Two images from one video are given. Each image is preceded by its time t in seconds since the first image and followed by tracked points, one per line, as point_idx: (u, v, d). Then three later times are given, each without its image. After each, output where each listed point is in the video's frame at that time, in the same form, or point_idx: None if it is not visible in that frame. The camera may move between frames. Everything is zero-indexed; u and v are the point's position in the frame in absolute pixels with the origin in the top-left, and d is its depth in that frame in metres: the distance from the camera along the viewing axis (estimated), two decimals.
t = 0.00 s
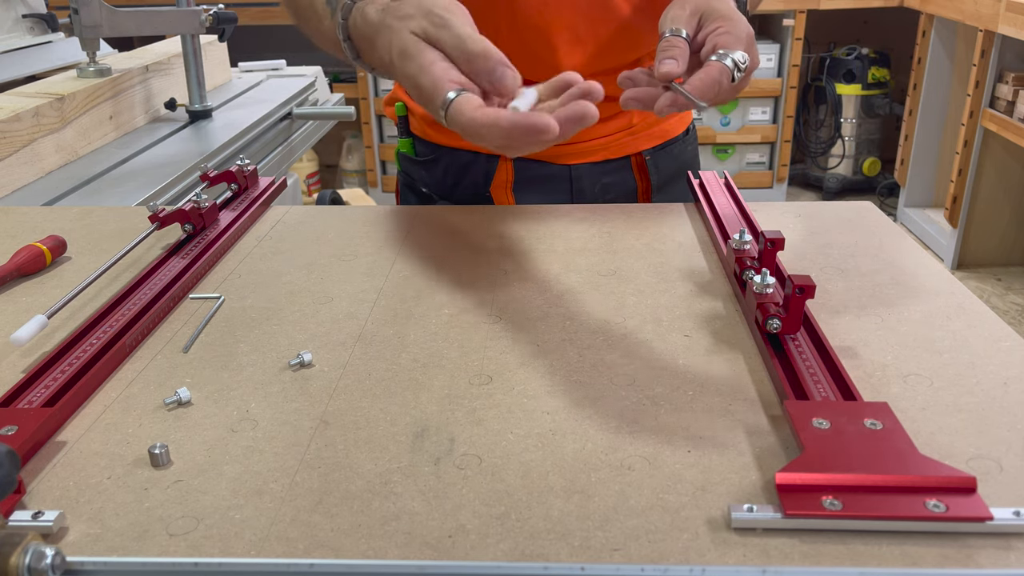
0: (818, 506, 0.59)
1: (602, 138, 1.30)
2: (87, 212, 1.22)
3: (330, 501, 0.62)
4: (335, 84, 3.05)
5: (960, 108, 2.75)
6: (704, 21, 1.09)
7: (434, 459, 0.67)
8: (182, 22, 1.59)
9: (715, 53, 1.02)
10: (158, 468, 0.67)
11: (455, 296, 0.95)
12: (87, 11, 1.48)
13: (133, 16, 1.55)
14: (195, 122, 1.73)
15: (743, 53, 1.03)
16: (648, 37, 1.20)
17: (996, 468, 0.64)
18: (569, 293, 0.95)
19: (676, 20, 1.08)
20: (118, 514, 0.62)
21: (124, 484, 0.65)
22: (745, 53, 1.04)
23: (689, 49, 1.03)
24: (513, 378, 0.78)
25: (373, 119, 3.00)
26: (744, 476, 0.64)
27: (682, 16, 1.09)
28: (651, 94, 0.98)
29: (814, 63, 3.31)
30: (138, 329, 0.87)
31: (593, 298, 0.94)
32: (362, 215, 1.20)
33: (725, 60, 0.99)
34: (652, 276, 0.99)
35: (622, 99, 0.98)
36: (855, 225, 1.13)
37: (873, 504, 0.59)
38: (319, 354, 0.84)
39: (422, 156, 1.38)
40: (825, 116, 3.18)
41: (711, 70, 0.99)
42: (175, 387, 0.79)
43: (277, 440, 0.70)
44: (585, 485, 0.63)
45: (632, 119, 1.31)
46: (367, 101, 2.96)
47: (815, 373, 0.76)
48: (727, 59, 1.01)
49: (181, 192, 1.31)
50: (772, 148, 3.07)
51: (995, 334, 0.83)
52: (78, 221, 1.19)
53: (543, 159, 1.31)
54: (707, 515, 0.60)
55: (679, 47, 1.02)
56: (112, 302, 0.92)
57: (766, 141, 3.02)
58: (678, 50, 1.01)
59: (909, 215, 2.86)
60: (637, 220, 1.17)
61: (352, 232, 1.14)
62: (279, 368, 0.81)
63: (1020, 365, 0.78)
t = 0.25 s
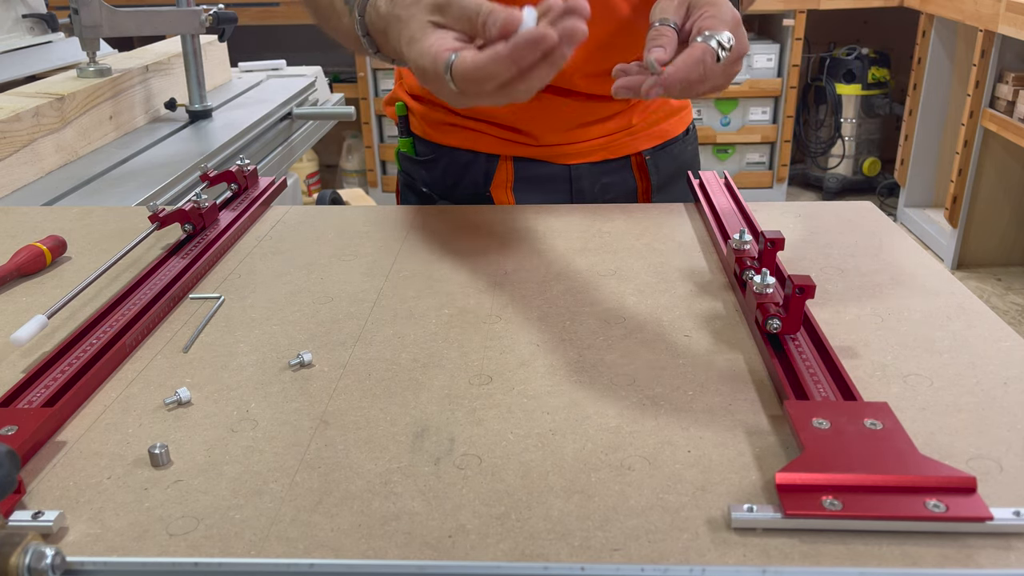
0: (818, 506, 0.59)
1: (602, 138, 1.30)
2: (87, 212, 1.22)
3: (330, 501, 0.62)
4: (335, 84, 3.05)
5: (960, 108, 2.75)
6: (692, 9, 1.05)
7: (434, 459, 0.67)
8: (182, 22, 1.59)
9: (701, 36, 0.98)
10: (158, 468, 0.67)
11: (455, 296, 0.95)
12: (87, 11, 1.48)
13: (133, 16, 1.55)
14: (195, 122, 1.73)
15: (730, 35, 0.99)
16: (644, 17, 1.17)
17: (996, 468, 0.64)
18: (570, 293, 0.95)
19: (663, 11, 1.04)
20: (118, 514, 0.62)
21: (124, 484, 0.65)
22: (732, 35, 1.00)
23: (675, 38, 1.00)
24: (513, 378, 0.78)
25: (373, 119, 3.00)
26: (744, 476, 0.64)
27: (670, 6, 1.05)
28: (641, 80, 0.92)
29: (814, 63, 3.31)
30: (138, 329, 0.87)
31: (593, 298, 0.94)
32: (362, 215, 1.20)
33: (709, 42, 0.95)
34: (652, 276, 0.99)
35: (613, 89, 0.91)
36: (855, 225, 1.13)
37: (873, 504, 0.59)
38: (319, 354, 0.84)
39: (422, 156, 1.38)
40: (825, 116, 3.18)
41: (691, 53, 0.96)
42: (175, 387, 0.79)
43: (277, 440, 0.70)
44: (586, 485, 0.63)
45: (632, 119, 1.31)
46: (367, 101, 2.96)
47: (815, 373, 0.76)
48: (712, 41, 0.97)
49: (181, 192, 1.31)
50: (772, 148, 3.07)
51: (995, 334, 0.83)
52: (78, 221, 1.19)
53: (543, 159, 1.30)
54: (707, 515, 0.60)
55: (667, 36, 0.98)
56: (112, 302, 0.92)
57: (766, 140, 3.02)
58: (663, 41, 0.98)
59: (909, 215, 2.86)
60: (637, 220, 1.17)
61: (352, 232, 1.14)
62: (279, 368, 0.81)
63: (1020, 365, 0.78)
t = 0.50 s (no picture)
0: (818, 506, 0.59)
1: (606, 138, 1.30)
2: (87, 212, 1.22)
3: (330, 501, 0.62)
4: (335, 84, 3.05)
5: (960, 108, 2.75)
6: None
7: (434, 459, 0.67)
8: (182, 22, 1.59)
9: None
10: (158, 468, 0.67)
11: (455, 295, 0.95)
12: (87, 11, 1.48)
13: (133, 16, 1.55)
14: (195, 122, 1.73)
15: None
16: (644, 1, 1.14)
17: (996, 468, 0.64)
18: (569, 293, 0.95)
19: None
20: (118, 514, 0.62)
21: (125, 484, 0.66)
22: None
23: None
24: (513, 378, 0.78)
25: (373, 119, 3.00)
26: (744, 476, 0.64)
27: None
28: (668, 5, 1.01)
29: (814, 63, 3.32)
30: (138, 329, 0.87)
31: (593, 298, 0.94)
32: (362, 215, 1.20)
33: None
34: (652, 276, 0.99)
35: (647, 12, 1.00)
36: (855, 225, 1.13)
37: (873, 504, 0.59)
38: (319, 354, 0.84)
39: (425, 157, 1.38)
40: (825, 116, 3.18)
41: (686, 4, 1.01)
42: (175, 387, 0.79)
43: (277, 440, 0.70)
44: (586, 485, 0.63)
45: (634, 119, 1.30)
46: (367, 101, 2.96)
47: (815, 373, 0.76)
48: None
49: (181, 192, 1.32)
50: (772, 148, 3.07)
51: (995, 334, 0.83)
52: (78, 221, 1.19)
53: (546, 159, 1.30)
54: (707, 515, 0.60)
55: None
56: (112, 302, 0.92)
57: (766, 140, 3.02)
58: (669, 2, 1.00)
59: (909, 215, 2.86)
60: (637, 220, 1.17)
61: (352, 232, 1.14)
62: (279, 368, 0.81)
63: (1020, 365, 0.78)
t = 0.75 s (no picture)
0: (818, 506, 0.59)
1: (608, 138, 1.30)
2: (87, 212, 1.22)
3: (331, 501, 0.62)
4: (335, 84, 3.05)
5: (960, 108, 2.75)
6: None
7: (434, 459, 0.67)
8: (182, 22, 1.59)
9: None
10: (158, 468, 0.67)
11: (455, 295, 0.95)
12: (87, 11, 1.48)
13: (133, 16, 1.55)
14: (195, 122, 1.73)
15: None
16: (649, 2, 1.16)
17: (996, 468, 0.64)
18: (569, 293, 0.95)
19: None
20: (118, 514, 0.62)
21: (124, 484, 0.66)
22: None
23: None
24: (513, 378, 0.78)
25: (373, 119, 3.00)
26: (744, 476, 0.64)
27: None
28: None
29: (813, 63, 3.32)
30: (138, 329, 0.87)
31: (593, 298, 0.94)
32: (362, 215, 1.20)
33: None
34: (652, 276, 0.99)
35: None
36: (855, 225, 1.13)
37: (873, 504, 0.59)
38: (319, 354, 0.84)
39: (427, 156, 1.38)
40: (825, 116, 3.18)
41: None
42: (175, 387, 0.79)
43: (277, 440, 0.70)
44: (586, 485, 0.63)
45: (636, 119, 1.30)
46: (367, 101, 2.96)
47: (815, 373, 0.76)
48: None
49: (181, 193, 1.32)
50: (772, 148, 3.07)
51: (995, 334, 0.83)
52: (78, 221, 1.19)
53: (549, 159, 1.30)
54: (707, 515, 0.60)
55: None
56: (112, 302, 0.92)
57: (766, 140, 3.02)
58: None
59: (909, 215, 2.86)
60: (637, 220, 1.17)
61: (352, 231, 1.14)
62: (279, 367, 0.81)
63: (1020, 364, 0.78)
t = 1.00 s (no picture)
0: (818, 506, 0.59)
1: (610, 138, 1.30)
2: (88, 212, 1.22)
3: (330, 501, 0.62)
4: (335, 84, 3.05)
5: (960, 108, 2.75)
6: None
7: (434, 459, 0.67)
8: (183, 22, 1.59)
9: None
10: (158, 468, 0.67)
11: (455, 295, 0.95)
12: (87, 11, 1.48)
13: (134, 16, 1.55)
14: (195, 122, 1.73)
15: None
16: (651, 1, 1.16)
17: (996, 468, 0.64)
18: (570, 292, 0.95)
19: None
20: (118, 514, 0.62)
21: (125, 484, 0.66)
22: None
23: None
24: (513, 378, 0.78)
25: (373, 119, 3.01)
26: (744, 476, 0.64)
27: None
28: None
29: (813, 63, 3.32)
30: (138, 329, 0.87)
31: (593, 298, 0.94)
32: (362, 215, 1.20)
33: None
34: (652, 276, 0.99)
35: None
36: (855, 225, 1.13)
37: (873, 504, 0.59)
38: (319, 354, 0.84)
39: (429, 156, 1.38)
40: (825, 116, 3.18)
41: None
42: (175, 387, 0.79)
43: (277, 440, 0.70)
44: (586, 485, 0.63)
45: (638, 119, 1.31)
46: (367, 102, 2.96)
47: (815, 373, 0.76)
48: None
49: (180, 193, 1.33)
50: (772, 148, 3.07)
51: (995, 334, 0.83)
52: (78, 221, 1.19)
53: (551, 159, 1.31)
54: (707, 515, 0.60)
55: None
56: (112, 303, 0.92)
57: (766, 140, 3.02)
58: None
59: (909, 215, 2.86)
60: (637, 220, 1.17)
61: (352, 231, 1.14)
62: (279, 367, 0.81)
63: (1020, 364, 0.78)
